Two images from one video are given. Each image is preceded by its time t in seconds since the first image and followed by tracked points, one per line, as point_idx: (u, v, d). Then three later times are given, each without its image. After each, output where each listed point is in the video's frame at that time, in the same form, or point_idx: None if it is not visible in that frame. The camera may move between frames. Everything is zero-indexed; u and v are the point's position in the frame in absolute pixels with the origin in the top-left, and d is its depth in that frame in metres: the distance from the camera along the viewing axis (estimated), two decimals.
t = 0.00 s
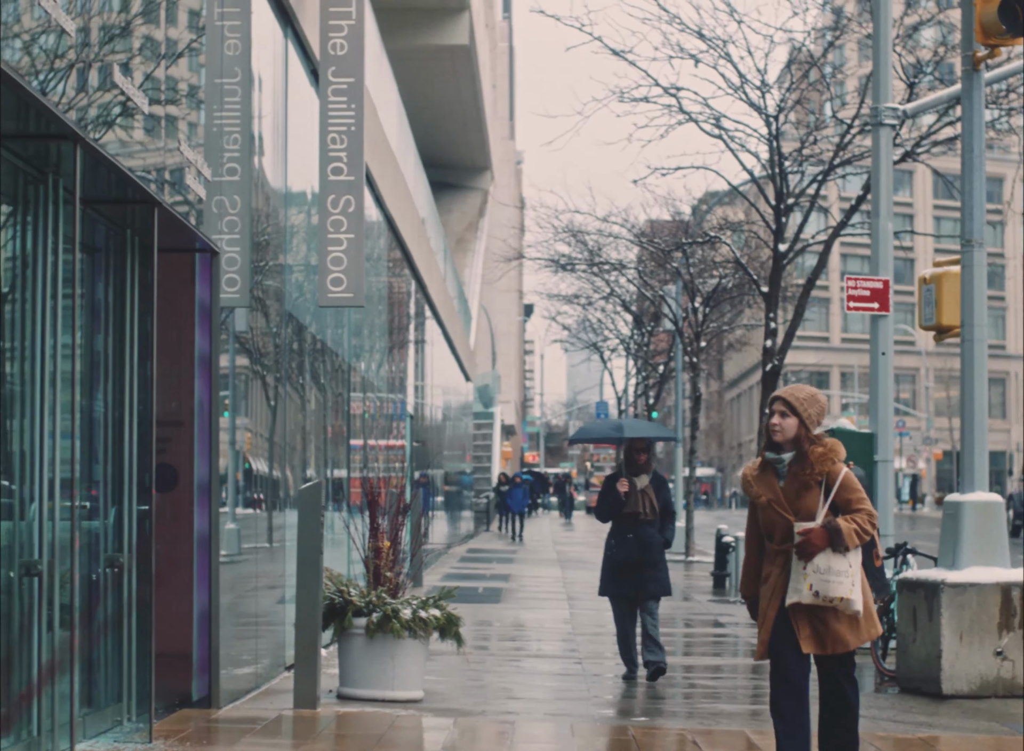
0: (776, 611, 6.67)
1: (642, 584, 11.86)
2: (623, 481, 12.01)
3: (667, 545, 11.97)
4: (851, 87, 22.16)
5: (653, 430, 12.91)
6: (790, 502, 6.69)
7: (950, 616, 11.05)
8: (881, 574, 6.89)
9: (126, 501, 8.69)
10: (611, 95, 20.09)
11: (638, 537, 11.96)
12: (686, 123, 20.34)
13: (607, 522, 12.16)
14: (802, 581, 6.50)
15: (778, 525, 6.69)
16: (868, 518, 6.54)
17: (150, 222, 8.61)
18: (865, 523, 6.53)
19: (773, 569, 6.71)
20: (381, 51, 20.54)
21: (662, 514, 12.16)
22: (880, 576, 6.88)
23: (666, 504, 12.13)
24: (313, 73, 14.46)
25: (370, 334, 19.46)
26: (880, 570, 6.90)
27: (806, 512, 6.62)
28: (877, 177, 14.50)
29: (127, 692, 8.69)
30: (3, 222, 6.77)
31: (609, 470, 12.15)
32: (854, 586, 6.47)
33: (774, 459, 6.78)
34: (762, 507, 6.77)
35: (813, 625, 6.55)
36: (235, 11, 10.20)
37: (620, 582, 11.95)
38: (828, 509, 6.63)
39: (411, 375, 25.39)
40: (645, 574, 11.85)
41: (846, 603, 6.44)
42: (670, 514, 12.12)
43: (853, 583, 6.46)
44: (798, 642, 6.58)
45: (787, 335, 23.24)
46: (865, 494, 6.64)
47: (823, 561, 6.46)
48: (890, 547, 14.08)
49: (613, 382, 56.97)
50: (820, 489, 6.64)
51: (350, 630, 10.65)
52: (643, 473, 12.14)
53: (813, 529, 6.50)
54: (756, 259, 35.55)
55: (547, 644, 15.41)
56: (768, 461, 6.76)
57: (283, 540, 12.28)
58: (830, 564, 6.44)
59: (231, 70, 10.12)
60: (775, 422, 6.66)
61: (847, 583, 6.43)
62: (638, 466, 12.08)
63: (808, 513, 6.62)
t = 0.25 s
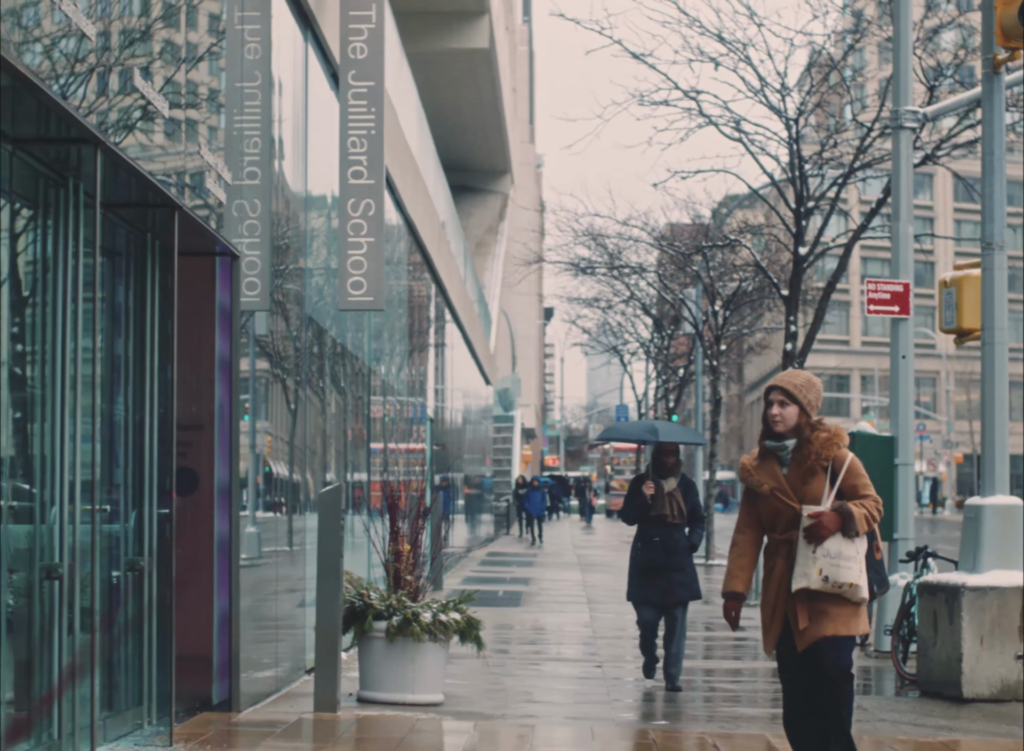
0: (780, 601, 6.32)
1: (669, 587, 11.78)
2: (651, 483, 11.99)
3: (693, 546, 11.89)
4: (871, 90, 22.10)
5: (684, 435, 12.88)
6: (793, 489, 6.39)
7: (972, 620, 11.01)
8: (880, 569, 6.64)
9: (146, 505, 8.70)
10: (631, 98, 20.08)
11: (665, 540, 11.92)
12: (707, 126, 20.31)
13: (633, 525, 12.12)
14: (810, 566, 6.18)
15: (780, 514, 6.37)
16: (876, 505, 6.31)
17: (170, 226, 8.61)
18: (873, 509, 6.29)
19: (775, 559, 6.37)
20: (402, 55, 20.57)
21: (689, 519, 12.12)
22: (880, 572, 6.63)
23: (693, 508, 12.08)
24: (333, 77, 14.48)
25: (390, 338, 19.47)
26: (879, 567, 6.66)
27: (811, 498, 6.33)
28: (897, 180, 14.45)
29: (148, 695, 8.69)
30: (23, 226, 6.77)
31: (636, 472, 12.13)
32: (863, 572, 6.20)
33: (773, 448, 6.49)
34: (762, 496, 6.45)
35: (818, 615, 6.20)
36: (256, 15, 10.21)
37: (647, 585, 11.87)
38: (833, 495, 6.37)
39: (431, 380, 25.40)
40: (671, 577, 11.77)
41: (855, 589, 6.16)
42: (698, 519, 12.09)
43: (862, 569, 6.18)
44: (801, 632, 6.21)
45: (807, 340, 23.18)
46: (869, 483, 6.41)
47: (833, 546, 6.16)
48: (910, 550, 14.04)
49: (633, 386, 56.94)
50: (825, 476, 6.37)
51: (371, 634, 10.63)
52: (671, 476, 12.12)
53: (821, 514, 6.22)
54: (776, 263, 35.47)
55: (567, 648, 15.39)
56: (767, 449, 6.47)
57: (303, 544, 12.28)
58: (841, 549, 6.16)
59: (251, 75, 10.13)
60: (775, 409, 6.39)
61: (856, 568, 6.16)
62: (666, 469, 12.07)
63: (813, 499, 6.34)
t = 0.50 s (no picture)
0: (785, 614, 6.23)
1: (691, 593, 11.76)
2: (670, 487, 11.91)
3: (716, 552, 11.85)
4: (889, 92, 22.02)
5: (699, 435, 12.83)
6: (798, 503, 6.27)
7: (989, 622, 10.96)
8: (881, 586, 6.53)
9: (164, 508, 8.70)
10: (649, 100, 20.03)
11: (686, 544, 11.87)
12: (725, 128, 20.25)
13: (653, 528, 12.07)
14: (812, 580, 6.08)
15: (784, 528, 6.26)
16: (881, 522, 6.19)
17: (188, 229, 8.63)
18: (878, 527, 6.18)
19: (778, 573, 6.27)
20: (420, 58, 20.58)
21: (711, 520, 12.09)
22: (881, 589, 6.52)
23: (715, 511, 12.05)
24: (351, 80, 14.48)
25: (409, 340, 19.49)
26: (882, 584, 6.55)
27: (817, 511, 6.21)
28: (916, 182, 14.37)
29: (167, 697, 8.69)
30: (43, 228, 6.79)
31: (655, 476, 12.06)
32: (866, 588, 6.09)
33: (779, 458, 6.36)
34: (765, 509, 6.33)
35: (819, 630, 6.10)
36: (274, 19, 10.22)
37: (667, 589, 11.80)
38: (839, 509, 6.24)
39: (449, 382, 25.39)
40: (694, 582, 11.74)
41: (856, 606, 6.04)
42: (720, 520, 12.06)
43: (865, 586, 6.07)
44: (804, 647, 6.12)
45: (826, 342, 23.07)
46: (876, 498, 6.30)
47: (836, 560, 6.06)
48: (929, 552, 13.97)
49: (650, 388, 56.84)
50: (831, 489, 6.25)
51: (389, 636, 10.64)
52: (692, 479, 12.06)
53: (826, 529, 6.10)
54: (795, 265, 35.37)
55: (586, 651, 15.35)
56: (772, 460, 6.33)
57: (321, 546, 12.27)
58: (844, 563, 6.04)
59: (270, 77, 10.14)
60: (782, 418, 6.25)
61: (859, 585, 6.05)
62: (685, 472, 12.01)
63: (818, 514, 6.22)
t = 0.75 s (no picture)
0: (776, 613, 5.97)
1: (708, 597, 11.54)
2: (683, 490, 11.64)
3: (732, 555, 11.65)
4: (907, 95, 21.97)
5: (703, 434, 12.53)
6: (794, 494, 6.00)
7: (1007, 624, 10.94)
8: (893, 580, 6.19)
9: (182, 510, 8.71)
10: (666, 103, 20.01)
11: (702, 547, 11.62)
12: (742, 131, 20.22)
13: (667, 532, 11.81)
14: (800, 577, 5.82)
15: (778, 521, 6.00)
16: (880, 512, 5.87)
17: (206, 231, 8.63)
18: (875, 517, 5.85)
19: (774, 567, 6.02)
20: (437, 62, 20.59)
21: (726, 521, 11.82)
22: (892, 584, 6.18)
23: (729, 511, 11.73)
24: (367, 83, 14.49)
25: (426, 343, 19.50)
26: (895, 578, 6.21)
27: (810, 503, 5.94)
28: (933, 185, 14.33)
29: (184, 700, 8.67)
30: (60, 232, 6.79)
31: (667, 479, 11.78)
32: (859, 585, 5.77)
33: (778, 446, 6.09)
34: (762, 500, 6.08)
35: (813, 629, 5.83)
36: (291, 22, 10.22)
37: (682, 594, 11.57)
38: (835, 501, 5.95)
39: (466, 385, 25.40)
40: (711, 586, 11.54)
41: (849, 603, 5.75)
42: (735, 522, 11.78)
43: (858, 583, 5.77)
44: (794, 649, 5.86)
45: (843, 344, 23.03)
46: (878, 488, 5.98)
47: (822, 556, 5.78)
48: (946, 556, 13.93)
49: (667, 391, 56.81)
50: (827, 480, 5.97)
51: (406, 639, 10.63)
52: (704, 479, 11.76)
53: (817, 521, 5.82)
54: (812, 268, 35.31)
55: (603, 654, 15.33)
56: (771, 448, 6.08)
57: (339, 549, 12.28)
58: (830, 560, 5.75)
59: (287, 81, 10.14)
60: (779, 405, 5.99)
61: (850, 581, 5.74)
62: (697, 473, 11.73)
63: (812, 505, 5.95)
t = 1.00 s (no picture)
0: (758, 627, 5.94)
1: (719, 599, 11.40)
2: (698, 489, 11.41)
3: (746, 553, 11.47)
4: (923, 96, 21.90)
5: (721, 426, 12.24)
6: (774, 503, 5.96)
7: None
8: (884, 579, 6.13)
9: (198, 512, 8.72)
10: (681, 105, 19.99)
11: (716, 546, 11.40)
12: (758, 132, 20.18)
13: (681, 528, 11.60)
14: (782, 592, 5.82)
15: (761, 532, 5.99)
16: (861, 520, 5.80)
17: (222, 234, 8.65)
18: (856, 525, 5.79)
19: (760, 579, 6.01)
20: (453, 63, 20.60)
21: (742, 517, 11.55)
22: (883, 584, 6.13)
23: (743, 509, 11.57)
24: (383, 85, 14.50)
25: (442, 344, 19.52)
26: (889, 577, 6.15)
27: (789, 514, 5.91)
28: (950, 185, 14.28)
29: (201, 702, 8.67)
30: (77, 234, 6.80)
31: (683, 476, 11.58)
32: (843, 594, 5.77)
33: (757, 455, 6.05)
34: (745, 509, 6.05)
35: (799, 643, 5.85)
36: (307, 24, 10.23)
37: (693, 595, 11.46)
38: (815, 508, 5.91)
39: (482, 386, 25.38)
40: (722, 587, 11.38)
41: (833, 616, 5.75)
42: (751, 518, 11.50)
43: (842, 593, 5.76)
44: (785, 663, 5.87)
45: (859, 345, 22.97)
46: (860, 492, 5.91)
47: (803, 569, 5.77)
48: (962, 557, 13.86)
49: (683, 393, 56.74)
50: (805, 487, 5.94)
51: (423, 640, 10.61)
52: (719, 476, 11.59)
53: (795, 533, 5.79)
54: (828, 269, 35.22)
55: (619, 655, 15.31)
56: (748, 458, 6.04)
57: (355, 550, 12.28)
58: (811, 573, 5.75)
59: (303, 83, 10.15)
60: (753, 414, 5.94)
61: (833, 594, 5.74)
62: (714, 470, 11.53)
63: (792, 515, 5.91)
